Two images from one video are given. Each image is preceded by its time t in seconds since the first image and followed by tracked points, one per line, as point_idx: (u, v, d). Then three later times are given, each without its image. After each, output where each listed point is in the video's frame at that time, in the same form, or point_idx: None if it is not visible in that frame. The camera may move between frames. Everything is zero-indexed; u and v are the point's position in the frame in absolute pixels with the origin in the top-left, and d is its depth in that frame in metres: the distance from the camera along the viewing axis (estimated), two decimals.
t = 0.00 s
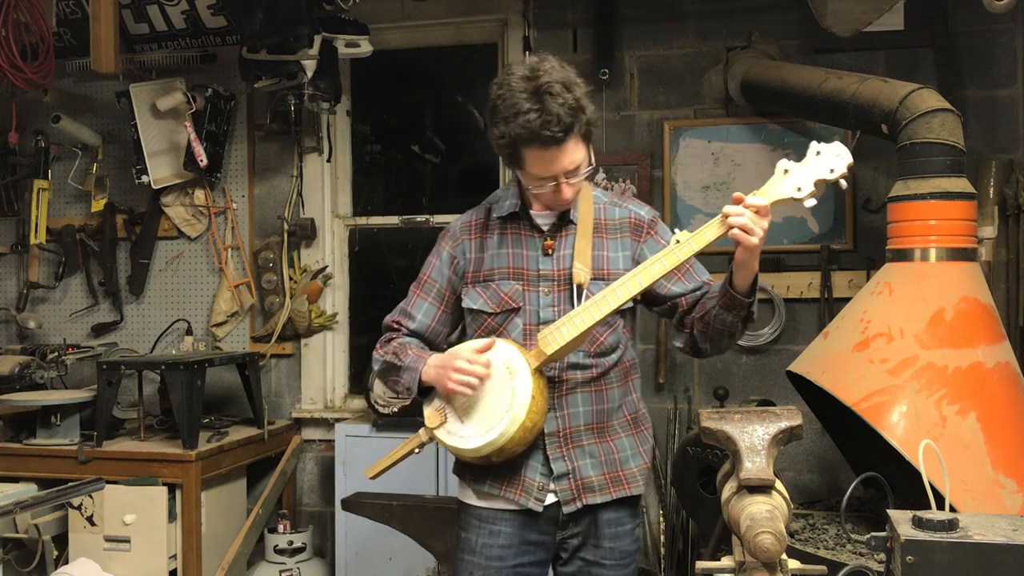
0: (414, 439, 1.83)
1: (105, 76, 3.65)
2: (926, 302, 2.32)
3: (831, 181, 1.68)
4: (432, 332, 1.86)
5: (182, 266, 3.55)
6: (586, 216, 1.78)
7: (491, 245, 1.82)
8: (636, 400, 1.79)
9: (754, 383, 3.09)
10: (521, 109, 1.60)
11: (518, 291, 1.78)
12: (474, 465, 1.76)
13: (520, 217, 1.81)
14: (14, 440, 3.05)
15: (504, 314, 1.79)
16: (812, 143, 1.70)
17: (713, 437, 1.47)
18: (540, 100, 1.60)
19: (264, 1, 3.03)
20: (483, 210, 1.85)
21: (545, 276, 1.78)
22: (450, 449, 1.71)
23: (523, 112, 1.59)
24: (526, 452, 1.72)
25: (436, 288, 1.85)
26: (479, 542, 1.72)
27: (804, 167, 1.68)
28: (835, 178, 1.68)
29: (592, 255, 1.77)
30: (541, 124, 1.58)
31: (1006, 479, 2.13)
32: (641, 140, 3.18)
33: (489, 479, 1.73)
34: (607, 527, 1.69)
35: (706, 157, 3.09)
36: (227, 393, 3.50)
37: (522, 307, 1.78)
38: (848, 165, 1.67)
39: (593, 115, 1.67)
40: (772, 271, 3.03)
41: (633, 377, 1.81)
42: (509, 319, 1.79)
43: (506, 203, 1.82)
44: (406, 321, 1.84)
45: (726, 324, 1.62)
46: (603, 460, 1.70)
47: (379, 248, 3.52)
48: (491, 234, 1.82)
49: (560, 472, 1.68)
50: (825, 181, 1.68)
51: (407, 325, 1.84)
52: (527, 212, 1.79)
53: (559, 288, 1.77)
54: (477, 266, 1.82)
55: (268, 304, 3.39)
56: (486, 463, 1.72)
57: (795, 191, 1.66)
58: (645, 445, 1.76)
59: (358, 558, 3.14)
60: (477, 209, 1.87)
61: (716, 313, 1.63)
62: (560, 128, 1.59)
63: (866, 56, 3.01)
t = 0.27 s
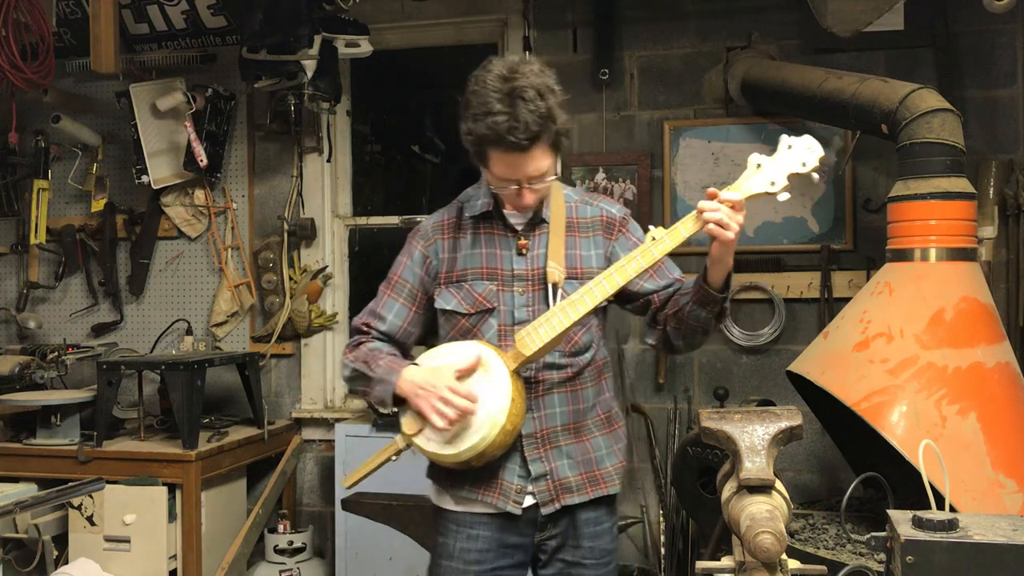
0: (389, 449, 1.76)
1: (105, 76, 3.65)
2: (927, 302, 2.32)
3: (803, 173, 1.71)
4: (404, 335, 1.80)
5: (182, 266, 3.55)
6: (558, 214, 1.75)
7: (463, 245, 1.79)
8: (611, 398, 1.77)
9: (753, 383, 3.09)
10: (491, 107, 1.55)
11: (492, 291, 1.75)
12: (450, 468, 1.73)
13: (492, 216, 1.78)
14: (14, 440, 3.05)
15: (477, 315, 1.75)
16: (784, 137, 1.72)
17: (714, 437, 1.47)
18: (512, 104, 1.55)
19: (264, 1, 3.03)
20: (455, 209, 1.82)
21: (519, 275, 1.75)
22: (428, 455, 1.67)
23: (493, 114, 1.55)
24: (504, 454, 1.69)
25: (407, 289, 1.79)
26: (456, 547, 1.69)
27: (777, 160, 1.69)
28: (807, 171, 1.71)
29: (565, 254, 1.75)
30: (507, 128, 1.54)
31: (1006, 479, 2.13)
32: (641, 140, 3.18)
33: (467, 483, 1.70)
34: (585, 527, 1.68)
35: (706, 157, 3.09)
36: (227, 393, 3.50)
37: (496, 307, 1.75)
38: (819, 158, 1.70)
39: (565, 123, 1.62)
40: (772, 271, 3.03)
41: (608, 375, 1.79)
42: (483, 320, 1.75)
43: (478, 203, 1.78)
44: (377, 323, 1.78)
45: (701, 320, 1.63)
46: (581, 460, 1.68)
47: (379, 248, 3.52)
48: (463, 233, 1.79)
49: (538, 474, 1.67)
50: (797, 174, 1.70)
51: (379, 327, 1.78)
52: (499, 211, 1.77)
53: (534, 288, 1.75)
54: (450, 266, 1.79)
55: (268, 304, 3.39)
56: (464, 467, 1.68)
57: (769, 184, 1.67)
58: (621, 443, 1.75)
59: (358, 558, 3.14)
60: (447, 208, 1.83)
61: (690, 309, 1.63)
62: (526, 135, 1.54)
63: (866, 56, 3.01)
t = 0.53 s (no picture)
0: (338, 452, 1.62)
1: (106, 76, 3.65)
2: (927, 302, 2.32)
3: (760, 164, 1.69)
4: (362, 331, 1.69)
5: (182, 266, 3.55)
6: (519, 211, 1.70)
7: (423, 239, 1.70)
8: (568, 402, 1.72)
9: (753, 383, 3.09)
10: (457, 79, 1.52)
11: (451, 286, 1.67)
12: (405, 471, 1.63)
13: (453, 211, 1.71)
14: (14, 440, 3.05)
15: (437, 310, 1.67)
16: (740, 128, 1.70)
17: (714, 437, 1.47)
18: (478, 76, 1.51)
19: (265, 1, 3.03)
20: (415, 203, 1.74)
21: (479, 270, 1.68)
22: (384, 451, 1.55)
23: (458, 85, 1.51)
24: (461, 455, 1.61)
25: (365, 283, 1.69)
26: (417, 554, 1.60)
27: (734, 150, 1.67)
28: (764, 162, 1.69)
29: (526, 250, 1.69)
30: (471, 98, 1.49)
31: (1006, 479, 2.13)
32: (641, 140, 3.18)
33: (423, 486, 1.61)
34: (546, 530, 1.62)
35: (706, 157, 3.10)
36: (227, 393, 3.50)
37: (455, 302, 1.67)
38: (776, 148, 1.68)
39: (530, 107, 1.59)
40: (772, 271, 3.03)
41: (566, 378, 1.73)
42: (442, 316, 1.67)
43: (439, 197, 1.71)
44: (335, 318, 1.67)
45: (661, 315, 1.60)
46: (538, 462, 1.62)
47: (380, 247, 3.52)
48: (423, 227, 1.71)
49: (495, 475, 1.60)
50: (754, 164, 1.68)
51: (336, 323, 1.66)
52: (461, 205, 1.70)
53: (494, 283, 1.68)
54: (408, 260, 1.69)
55: (268, 304, 3.40)
56: (421, 466, 1.60)
57: (726, 174, 1.64)
58: (578, 447, 1.69)
59: (358, 558, 3.14)
60: (407, 203, 1.75)
61: (650, 304, 1.60)
62: (491, 105, 1.50)
63: (866, 56, 3.01)
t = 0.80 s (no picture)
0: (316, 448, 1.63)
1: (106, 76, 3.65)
2: (927, 302, 2.32)
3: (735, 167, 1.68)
4: (333, 334, 1.69)
5: (182, 266, 3.55)
6: (492, 212, 1.71)
7: (394, 241, 1.69)
8: (542, 401, 1.72)
9: (753, 383, 3.09)
10: (427, 86, 1.51)
11: (425, 288, 1.67)
12: (379, 473, 1.63)
13: (425, 212, 1.70)
14: (14, 440, 3.05)
15: (410, 312, 1.66)
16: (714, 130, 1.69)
17: (714, 437, 1.47)
18: (449, 79, 1.50)
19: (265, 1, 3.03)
20: (386, 204, 1.73)
21: (452, 272, 1.68)
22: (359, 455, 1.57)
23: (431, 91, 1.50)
24: (436, 457, 1.61)
25: (336, 286, 1.68)
26: (396, 558, 1.60)
27: (707, 153, 1.67)
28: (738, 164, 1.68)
29: (499, 251, 1.69)
30: (449, 102, 1.49)
31: (1006, 479, 2.13)
32: (642, 139, 3.18)
33: (399, 490, 1.61)
34: (526, 530, 1.62)
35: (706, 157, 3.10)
36: (227, 393, 3.50)
37: (428, 304, 1.67)
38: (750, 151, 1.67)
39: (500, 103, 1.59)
40: (772, 271, 3.03)
41: (540, 378, 1.74)
42: (416, 318, 1.67)
43: (410, 197, 1.70)
44: (304, 321, 1.66)
45: (635, 316, 1.59)
46: (515, 462, 1.62)
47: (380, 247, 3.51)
48: (395, 228, 1.70)
49: (472, 477, 1.59)
50: (729, 167, 1.68)
51: (307, 326, 1.65)
52: (433, 207, 1.70)
53: (467, 285, 1.68)
54: (380, 262, 1.68)
55: (268, 304, 3.40)
56: (397, 469, 1.60)
57: (701, 177, 1.65)
58: (553, 446, 1.70)
59: (358, 559, 3.14)
60: (378, 204, 1.74)
61: (624, 305, 1.59)
62: (468, 107, 1.51)
63: (866, 56, 3.01)
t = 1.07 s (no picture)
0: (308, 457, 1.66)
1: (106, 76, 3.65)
2: (927, 302, 2.32)
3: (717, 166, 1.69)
4: (316, 341, 1.69)
5: (182, 266, 3.55)
6: (472, 212, 1.71)
7: (377, 246, 1.69)
8: (527, 399, 1.73)
9: (753, 383, 3.09)
10: (410, 106, 1.49)
11: (409, 292, 1.66)
12: (369, 479, 1.63)
13: (407, 216, 1.69)
14: (14, 441, 3.05)
15: (394, 317, 1.66)
16: (694, 131, 1.70)
17: (714, 437, 1.47)
18: (430, 95, 1.49)
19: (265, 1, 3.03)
20: (365, 208, 1.72)
21: (436, 275, 1.68)
22: (352, 465, 1.56)
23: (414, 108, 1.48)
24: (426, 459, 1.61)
25: (317, 293, 1.67)
26: (387, 560, 1.60)
27: (689, 153, 1.68)
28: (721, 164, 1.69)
29: (482, 252, 1.69)
30: (433, 121, 1.48)
31: (1006, 479, 2.13)
32: (642, 140, 3.18)
33: (390, 493, 1.60)
34: (519, 522, 1.63)
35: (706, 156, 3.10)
36: (227, 393, 3.50)
37: (413, 309, 1.67)
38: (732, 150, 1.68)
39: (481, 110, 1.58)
40: (772, 271, 3.03)
41: (524, 376, 1.75)
42: (400, 323, 1.66)
43: (390, 201, 1.69)
44: (286, 329, 1.66)
45: (620, 313, 1.60)
46: (504, 460, 1.63)
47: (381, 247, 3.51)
48: (376, 233, 1.69)
49: (463, 478, 1.59)
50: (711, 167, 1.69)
51: (289, 335, 1.66)
52: (413, 210, 1.69)
53: (451, 288, 1.68)
54: (362, 268, 1.68)
55: (268, 304, 3.39)
56: (387, 476, 1.59)
57: (685, 177, 1.65)
58: (541, 443, 1.71)
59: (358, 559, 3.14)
60: (357, 207, 1.72)
61: (607, 303, 1.60)
62: (453, 124, 1.50)
63: (866, 56, 3.01)
